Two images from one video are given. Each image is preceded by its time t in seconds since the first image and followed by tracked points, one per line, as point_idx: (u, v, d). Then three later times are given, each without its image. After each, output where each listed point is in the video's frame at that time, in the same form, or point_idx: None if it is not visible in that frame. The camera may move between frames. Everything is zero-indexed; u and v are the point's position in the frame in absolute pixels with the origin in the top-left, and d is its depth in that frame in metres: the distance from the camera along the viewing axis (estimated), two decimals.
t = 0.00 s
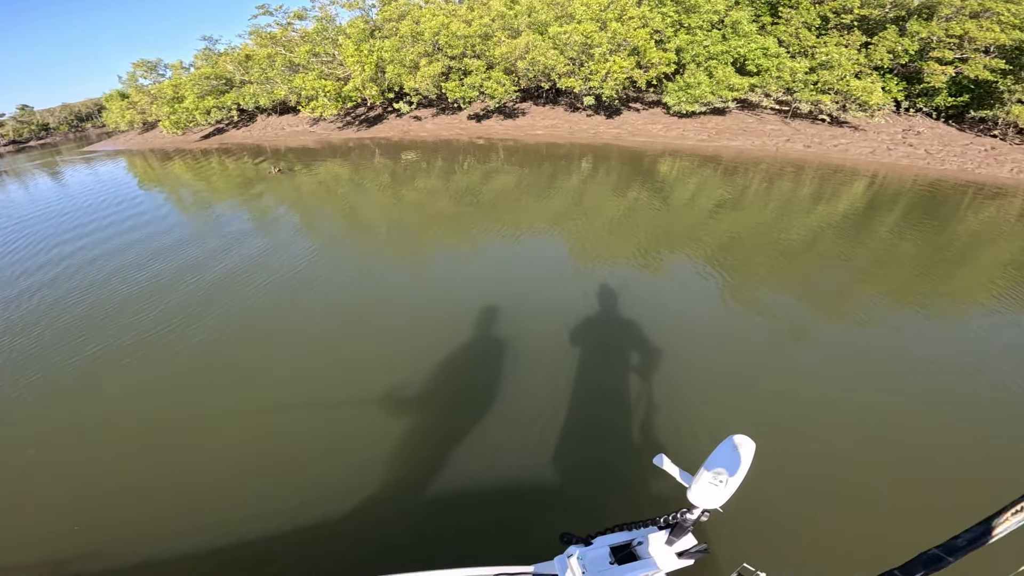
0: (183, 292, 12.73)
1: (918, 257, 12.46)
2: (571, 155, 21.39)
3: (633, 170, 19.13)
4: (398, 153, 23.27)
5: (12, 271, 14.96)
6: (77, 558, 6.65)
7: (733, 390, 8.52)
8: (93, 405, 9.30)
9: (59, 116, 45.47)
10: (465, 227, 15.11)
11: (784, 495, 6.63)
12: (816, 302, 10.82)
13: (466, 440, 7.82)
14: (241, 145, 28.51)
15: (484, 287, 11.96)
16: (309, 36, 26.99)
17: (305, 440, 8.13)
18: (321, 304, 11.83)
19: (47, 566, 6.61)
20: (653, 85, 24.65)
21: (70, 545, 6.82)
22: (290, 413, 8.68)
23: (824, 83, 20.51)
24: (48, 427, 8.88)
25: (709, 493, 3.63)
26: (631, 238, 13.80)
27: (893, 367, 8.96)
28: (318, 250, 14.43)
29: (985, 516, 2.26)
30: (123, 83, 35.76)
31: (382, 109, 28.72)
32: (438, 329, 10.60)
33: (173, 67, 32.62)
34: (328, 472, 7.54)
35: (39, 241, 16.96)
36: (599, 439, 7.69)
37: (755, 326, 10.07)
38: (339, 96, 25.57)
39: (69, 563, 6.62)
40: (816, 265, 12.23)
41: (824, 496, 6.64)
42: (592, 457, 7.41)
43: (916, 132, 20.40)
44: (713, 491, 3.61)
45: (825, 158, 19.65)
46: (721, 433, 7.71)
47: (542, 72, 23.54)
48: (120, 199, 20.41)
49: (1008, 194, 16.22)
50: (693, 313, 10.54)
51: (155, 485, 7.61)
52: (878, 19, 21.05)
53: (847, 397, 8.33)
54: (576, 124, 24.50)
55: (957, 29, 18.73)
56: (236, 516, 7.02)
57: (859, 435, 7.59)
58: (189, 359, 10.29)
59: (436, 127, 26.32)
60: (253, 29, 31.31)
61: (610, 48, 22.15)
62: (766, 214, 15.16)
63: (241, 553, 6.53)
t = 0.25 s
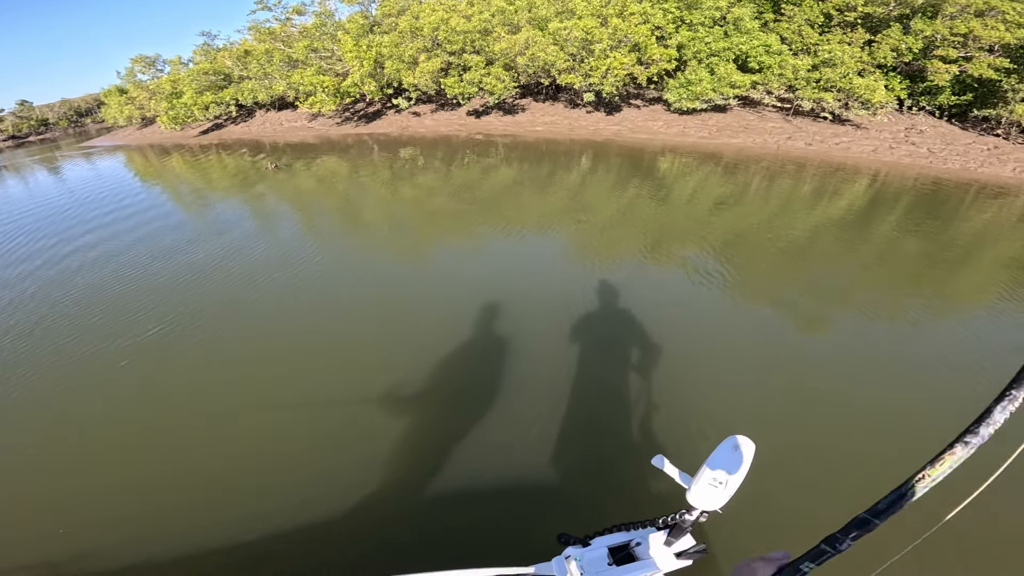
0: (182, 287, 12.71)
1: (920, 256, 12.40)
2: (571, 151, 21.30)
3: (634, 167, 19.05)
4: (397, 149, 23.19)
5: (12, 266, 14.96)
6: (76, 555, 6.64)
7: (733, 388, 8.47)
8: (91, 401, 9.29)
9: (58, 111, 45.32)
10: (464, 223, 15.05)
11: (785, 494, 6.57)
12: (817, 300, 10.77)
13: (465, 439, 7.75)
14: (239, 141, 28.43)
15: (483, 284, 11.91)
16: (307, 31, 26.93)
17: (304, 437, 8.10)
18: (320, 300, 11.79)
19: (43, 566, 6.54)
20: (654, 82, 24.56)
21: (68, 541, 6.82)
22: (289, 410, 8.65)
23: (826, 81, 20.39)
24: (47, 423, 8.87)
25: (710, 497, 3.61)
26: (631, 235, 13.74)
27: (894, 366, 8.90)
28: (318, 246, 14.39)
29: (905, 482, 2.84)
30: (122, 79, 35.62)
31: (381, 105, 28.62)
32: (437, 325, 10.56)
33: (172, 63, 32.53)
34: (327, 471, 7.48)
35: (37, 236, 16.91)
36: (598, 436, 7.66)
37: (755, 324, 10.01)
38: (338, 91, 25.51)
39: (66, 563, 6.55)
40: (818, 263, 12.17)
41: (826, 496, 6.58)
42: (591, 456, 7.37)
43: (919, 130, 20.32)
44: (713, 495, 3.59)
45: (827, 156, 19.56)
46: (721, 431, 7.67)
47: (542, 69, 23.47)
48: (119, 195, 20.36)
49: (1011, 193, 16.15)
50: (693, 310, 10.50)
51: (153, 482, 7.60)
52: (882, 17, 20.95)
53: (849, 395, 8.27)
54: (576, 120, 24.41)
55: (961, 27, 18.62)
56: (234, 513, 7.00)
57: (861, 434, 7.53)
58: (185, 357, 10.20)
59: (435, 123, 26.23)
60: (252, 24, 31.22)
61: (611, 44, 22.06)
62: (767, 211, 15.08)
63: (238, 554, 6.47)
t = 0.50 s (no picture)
0: (181, 284, 12.69)
1: (921, 255, 12.33)
2: (571, 149, 21.22)
3: (634, 165, 18.96)
4: (396, 146, 23.13)
5: (10, 262, 14.94)
6: (73, 553, 6.62)
7: (734, 387, 8.41)
8: (89, 399, 9.26)
9: (59, 108, 45.28)
10: (464, 221, 14.98)
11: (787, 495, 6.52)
12: (818, 299, 10.71)
13: (465, 439, 7.71)
14: (239, 137, 28.37)
15: (483, 282, 11.85)
16: (307, 27, 26.89)
17: (302, 436, 8.06)
18: (319, 298, 11.76)
19: (38, 568, 6.47)
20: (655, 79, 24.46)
21: (65, 540, 6.80)
22: (287, 408, 8.62)
23: (830, 79, 20.19)
24: (44, 420, 8.84)
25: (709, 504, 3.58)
26: (632, 233, 13.66)
27: (896, 366, 8.83)
28: (317, 243, 14.36)
29: (771, 455, 3.13)
30: (121, 75, 35.53)
31: (381, 101, 28.54)
32: (436, 324, 10.51)
33: (172, 59, 32.45)
34: (326, 471, 7.44)
35: (36, 232, 16.89)
36: (598, 436, 7.60)
37: (756, 324, 9.94)
38: (336, 88, 25.46)
39: (62, 564, 6.48)
40: (819, 262, 12.10)
41: (829, 497, 6.53)
42: (590, 456, 7.32)
43: (922, 130, 20.21)
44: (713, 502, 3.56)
45: (830, 155, 19.45)
46: (722, 432, 7.61)
47: (543, 66, 23.39)
48: (118, 191, 20.33)
49: (1014, 194, 16.05)
50: (694, 309, 10.44)
51: (151, 480, 7.57)
52: (886, 15, 20.85)
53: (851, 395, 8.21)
54: (576, 117, 24.32)
55: (966, 25, 18.50)
56: (231, 512, 6.97)
57: (863, 434, 7.47)
58: (183, 357, 10.14)
59: (435, 120, 26.15)
60: (252, 19, 31.16)
61: (612, 41, 21.97)
62: (768, 210, 15.00)
63: (237, 555, 6.40)
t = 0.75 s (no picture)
0: (183, 281, 12.70)
1: (926, 255, 12.23)
2: (573, 147, 21.14)
3: (637, 163, 18.88)
4: (397, 143, 23.10)
5: (13, 258, 14.97)
6: (72, 551, 6.61)
7: (736, 388, 8.35)
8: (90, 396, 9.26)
9: (61, 104, 45.34)
10: (466, 218, 14.94)
11: (786, 497, 6.50)
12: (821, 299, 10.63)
13: (465, 439, 7.69)
14: (240, 134, 28.37)
15: (485, 279, 11.81)
16: (308, 24, 26.91)
17: (302, 435, 8.04)
18: (320, 295, 11.75)
19: (37, 567, 6.45)
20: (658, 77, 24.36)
21: (64, 537, 6.79)
22: (287, 406, 8.60)
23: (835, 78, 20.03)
24: (45, 417, 8.84)
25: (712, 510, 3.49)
26: (634, 232, 13.60)
27: (900, 367, 8.76)
28: (319, 240, 14.35)
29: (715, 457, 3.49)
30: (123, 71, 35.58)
31: (382, 98, 28.51)
32: (437, 322, 10.48)
33: (174, 55, 32.45)
34: (326, 470, 7.41)
35: (39, 229, 16.92)
36: (598, 437, 7.55)
37: (759, 324, 9.87)
38: (337, 85, 25.45)
39: (60, 565, 6.44)
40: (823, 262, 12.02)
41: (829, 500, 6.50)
42: (591, 457, 7.27)
43: (928, 129, 20.06)
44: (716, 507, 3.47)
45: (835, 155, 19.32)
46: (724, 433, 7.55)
47: (545, 63, 23.32)
48: (121, 187, 20.35)
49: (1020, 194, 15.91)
50: (696, 308, 10.38)
51: (151, 478, 7.56)
52: (893, 14, 20.71)
53: (851, 395, 8.18)
54: (578, 115, 24.24)
55: (974, 24, 18.35)
56: (231, 511, 6.95)
57: (865, 436, 7.42)
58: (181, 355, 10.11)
59: (436, 117, 26.10)
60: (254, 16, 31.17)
61: (614, 38, 21.88)
62: (771, 209, 14.91)
63: (235, 556, 6.38)
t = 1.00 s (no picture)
0: (187, 279, 12.76)
1: (934, 256, 12.11)
2: (577, 145, 21.08)
3: (641, 161, 18.80)
4: (401, 141, 23.11)
5: (20, 255, 15.07)
6: (77, 547, 6.66)
7: (740, 389, 8.29)
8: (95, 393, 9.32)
9: (68, 101, 45.61)
10: (469, 217, 14.91)
11: (789, 499, 6.44)
12: (827, 299, 10.54)
13: (466, 439, 7.67)
14: (245, 131, 28.45)
15: (489, 278, 11.78)
16: (312, 22, 26.94)
17: (304, 433, 8.05)
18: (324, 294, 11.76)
19: (42, 562, 6.50)
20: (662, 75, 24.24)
21: (69, 533, 6.84)
22: (290, 404, 8.61)
23: (843, 77, 19.89)
24: (51, 414, 8.92)
25: (713, 506, 3.49)
26: (638, 231, 13.53)
27: (905, 369, 8.67)
28: (323, 238, 14.37)
29: (843, 493, 3.11)
30: (129, 69, 35.76)
31: (386, 96, 28.52)
32: (440, 321, 10.47)
33: (179, 52, 32.58)
34: (325, 470, 7.41)
35: (45, 225, 17.01)
36: (601, 437, 7.51)
37: (765, 324, 9.78)
38: (341, 82, 25.48)
39: (60, 566, 6.43)
40: (828, 262, 11.92)
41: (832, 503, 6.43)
42: (593, 457, 7.23)
43: (936, 129, 19.86)
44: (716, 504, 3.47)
45: (842, 154, 19.16)
46: (727, 434, 7.49)
47: (549, 61, 23.26)
48: (126, 184, 20.46)
49: None
50: (701, 308, 10.30)
51: (154, 475, 7.60)
52: (902, 13, 20.53)
53: (856, 397, 8.09)
54: (582, 113, 24.16)
55: (984, 23, 18.15)
56: (233, 509, 6.98)
57: (869, 439, 7.34)
58: (184, 354, 10.12)
59: (440, 115, 26.08)
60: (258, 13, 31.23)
61: (619, 36, 21.80)
62: (777, 208, 14.81)
63: (235, 558, 6.36)
